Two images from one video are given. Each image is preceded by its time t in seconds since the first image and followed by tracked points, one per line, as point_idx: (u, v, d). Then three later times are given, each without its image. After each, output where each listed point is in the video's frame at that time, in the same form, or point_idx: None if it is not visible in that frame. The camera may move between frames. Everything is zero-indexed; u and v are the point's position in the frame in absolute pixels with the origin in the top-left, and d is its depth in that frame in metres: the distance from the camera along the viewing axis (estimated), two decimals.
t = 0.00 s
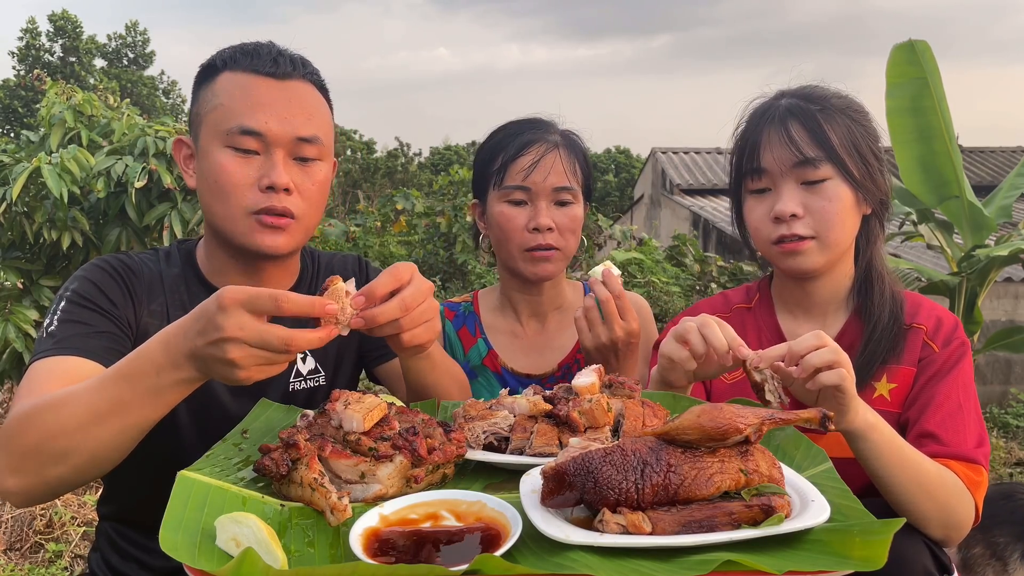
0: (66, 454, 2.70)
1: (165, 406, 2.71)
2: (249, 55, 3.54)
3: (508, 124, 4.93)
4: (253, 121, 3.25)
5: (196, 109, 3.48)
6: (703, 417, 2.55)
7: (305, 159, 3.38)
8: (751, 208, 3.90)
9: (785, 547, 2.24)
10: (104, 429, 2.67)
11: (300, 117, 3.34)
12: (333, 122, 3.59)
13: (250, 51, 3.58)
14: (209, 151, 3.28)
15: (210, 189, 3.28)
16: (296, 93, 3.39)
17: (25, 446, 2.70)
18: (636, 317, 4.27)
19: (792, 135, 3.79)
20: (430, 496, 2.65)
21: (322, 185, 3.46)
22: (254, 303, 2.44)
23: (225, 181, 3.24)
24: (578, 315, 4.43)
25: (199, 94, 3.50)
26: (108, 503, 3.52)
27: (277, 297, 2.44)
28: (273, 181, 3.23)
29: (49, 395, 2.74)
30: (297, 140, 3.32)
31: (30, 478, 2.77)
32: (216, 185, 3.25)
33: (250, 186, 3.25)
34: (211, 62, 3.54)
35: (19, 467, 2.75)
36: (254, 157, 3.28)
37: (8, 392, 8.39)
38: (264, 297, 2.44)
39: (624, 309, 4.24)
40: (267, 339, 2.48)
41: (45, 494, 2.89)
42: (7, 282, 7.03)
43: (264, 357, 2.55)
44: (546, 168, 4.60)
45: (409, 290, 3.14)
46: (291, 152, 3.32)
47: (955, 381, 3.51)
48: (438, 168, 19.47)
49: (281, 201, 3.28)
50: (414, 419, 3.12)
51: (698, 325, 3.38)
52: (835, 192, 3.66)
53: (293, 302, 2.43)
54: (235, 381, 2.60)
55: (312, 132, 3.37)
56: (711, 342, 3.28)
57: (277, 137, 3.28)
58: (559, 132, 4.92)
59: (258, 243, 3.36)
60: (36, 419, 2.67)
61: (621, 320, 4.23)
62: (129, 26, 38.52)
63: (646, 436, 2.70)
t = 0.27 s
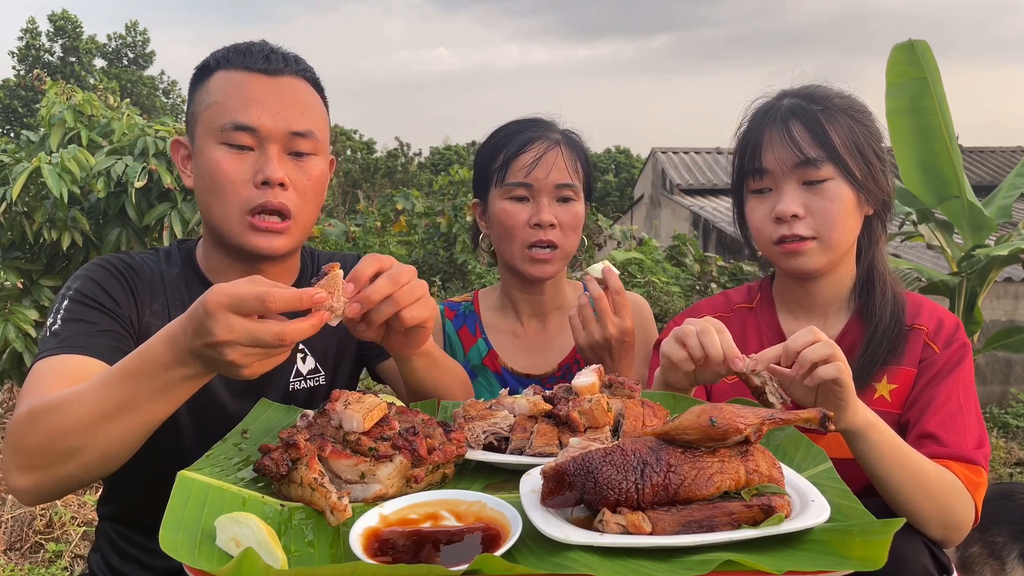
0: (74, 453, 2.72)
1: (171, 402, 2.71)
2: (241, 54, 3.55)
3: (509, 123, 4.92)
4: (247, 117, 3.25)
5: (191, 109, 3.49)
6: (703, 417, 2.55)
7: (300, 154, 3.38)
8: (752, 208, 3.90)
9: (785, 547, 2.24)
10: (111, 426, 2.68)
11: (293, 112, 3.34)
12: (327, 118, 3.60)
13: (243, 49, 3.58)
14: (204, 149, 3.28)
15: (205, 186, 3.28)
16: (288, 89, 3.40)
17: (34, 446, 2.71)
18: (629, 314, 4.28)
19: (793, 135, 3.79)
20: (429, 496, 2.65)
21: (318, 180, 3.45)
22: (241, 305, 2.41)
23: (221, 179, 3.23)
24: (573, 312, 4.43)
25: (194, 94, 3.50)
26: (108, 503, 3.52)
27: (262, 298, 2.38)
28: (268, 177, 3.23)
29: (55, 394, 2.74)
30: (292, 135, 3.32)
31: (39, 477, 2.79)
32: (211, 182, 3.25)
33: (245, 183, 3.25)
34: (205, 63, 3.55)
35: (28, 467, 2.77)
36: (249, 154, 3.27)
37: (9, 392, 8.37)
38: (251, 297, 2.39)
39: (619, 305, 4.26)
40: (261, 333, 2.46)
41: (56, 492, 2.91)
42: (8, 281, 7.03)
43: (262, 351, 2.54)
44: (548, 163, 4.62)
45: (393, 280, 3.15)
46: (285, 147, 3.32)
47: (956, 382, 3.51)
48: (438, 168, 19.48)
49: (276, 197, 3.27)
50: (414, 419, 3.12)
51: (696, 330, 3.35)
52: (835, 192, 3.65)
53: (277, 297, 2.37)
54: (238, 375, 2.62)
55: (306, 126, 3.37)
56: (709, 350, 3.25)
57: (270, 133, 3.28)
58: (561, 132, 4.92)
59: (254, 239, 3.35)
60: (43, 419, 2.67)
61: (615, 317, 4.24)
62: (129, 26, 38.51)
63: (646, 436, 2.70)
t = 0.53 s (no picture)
0: (77, 464, 2.74)
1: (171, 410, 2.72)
2: (243, 54, 3.57)
3: (513, 124, 4.93)
4: (248, 111, 3.26)
5: (194, 107, 3.50)
6: (703, 417, 2.55)
7: (301, 149, 3.37)
8: (753, 208, 3.91)
9: (785, 547, 2.24)
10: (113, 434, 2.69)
11: (295, 107, 3.35)
12: (329, 115, 3.60)
13: (245, 50, 3.60)
14: (205, 144, 3.27)
15: (206, 181, 3.27)
16: (290, 85, 3.41)
17: (36, 458, 2.73)
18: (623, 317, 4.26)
19: (791, 136, 3.79)
20: (430, 496, 2.65)
21: (319, 176, 3.44)
22: (248, 320, 2.39)
23: (221, 172, 3.22)
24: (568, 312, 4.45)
25: (197, 92, 3.52)
26: (108, 502, 3.52)
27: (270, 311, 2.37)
28: (269, 169, 3.22)
29: (55, 405, 2.74)
30: (293, 129, 3.32)
31: (45, 487, 2.81)
32: (212, 176, 3.24)
33: (247, 176, 3.24)
34: (208, 64, 3.57)
35: (31, 477, 2.79)
36: (250, 148, 3.27)
37: (9, 392, 8.36)
38: (257, 310, 2.35)
39: (612, 308, 4.25)
40: (271, 344, 2.49)
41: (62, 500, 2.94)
42: (8, 281, 7.03)
43: (272, 359, 2.57)
44: (552, 167, 4.61)
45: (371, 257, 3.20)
46: (286, 141, 3.32)
47: (957, 383, 3.51)
48: (438, 168, 19.49)
49: (276, 189, 3.26)
50: (414, 419, 3.12)
51: (690, 332, 3.38)
52: (835, 193, 3.65)
53: (287, 304, 2.32)
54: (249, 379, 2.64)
55: (306, 122, 3.37)
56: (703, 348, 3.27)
57: (271, 126, 3.28)
58: (564, 132, 4.92)
59: (253, 230, 3.31)
60: (44, 431, 2.68)
61: (608, 321, 4.22)
62: (129, 27, 38.51)
63: (646, 436, 2.70)
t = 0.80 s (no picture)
0: (79, 466, 2.74)
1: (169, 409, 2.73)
2: (244, 53, 3.59)
3: (514, 124, 4.92)
4: (249, 109, 3.26)
5: (195, 106, 3.51)
6: (703, 417, 2.55)
7: (301, 147, 3.38)
8: (753, 207, 3.93)
9: (785, 547, 2.24)
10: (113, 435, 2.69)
11: (295, 106, 3.35)
12: (329, 115, 3.62)
13: (247, 50, 3.62)
14: (205, 142, 3.27)
15: (206, 177, 3.27)
16: (290, 85, 3.42)
17: (37, 462, 2.73)
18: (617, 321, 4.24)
19: (790, 134, 3.79)
20: (430, 496, 2.65)
21: (319, 174, 3.44)
22: (228, 308, 2.39)
23: (221, 168, 3.22)
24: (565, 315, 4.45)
25: (198, 91, 3.52)
26: (108, 502, 3.51)
27: (247, 295, 2.37)
28: (268, 165, 3.22)
29: (54, 408, 2.74)
30: (293, 128, 3.33)
31: (48, 491, 2.81)
32: (212, 172, 3.24)
33: (246, 173, 3.24)
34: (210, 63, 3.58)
35: (33, 481, 2.80)
36: (250, 145, 3.27)
37: (9, 392, 8.36)
38: (234, 298, 2.38)
39: (605, 313, 4.22)
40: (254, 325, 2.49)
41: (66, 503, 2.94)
42: (8, 282, 7.03)
43: (262, 341, 2.58)
44: (553, 162, 4.62)
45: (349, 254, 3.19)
46: (286, 139, 3.32)
47: (957, 384, 3.51)
48: (439, 168, 19.50)
49: (276, 185, 3.25)
50: (414, 419, 3.11)
51: (683, 336, 3.37)
52: (833, 192, 3.64)
53: (263, 289, 2.37)
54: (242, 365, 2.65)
55: (306, 119, 3.38)
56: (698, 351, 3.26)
57: (272, 124, 3.29)
58: (567, 133, 4.92)
59: (253, 226, 3.30)
60: (44, 434, 2.69)
61: (602, 325, 4.21)
62: (129, 27, 38.50)
63: (646, 436, 2.70)
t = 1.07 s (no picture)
0: (79, 466, 2.73)
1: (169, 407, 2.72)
2: (248, 54, 3.59)
3: (514, 124, 4.93)
4: (253, 109, 3.26)
5: (198, 105, 3.50)
6: (703, 417, 2.55)
7: (304, 148, 3.38)
8: (756, 208, 3.94)
9: (785, 547, 2.24)
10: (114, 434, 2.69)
11: (298, 107, 3.36)
12: (332, 118, 3.62)
13: (251, 50, 3.62)
14: (208, 141, 3.27)
15: (208, 177, 3.26)
16: (294, 86, 3.43)
17: (38, 461, 2.73)
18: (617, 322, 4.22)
19: (790, 136, 3.80)
20: (430, 496, 2.65)
21: (321, 175, 3.44)
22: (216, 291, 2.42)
23: (223, 167, 3.21)
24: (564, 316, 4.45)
25: (201, 91, 3.52)
26: (109, 502, 3.51)
27: (234, 277, 2.42)
28: (272, 166, 3.22)
29: (55, 407, 2.75)
30: (296, 128, 3.33)
31: (48, 491, 2.80)
32: (215, 171, 3.23)
33: (249, 173, 3.24)
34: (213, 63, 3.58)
35: (34, 482, 2.79)
36: (253, 145, 3.27)
37: (9, 392, 8.36)
38: (223, 279, 2.42)
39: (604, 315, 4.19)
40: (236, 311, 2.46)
41: (66, 504, 2.92)
42: (7, 282, 7.03)
43: (246, 330, 2.53)
44: (554, 162, 4.63)
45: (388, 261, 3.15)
46: (289, 139, 3.32)
47: (958, 384, 3.51)
48: (439, 168, 19.50)
49: (279, 186, 3.26)
50: (413, 419, 3.11)
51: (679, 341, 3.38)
52: (834, 192, 3.64)
53: (250, 273, 2.41)
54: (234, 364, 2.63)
55: (310, 121, 3.39)
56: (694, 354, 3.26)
57: (276, 125, 3.28)
58: (566, 132, 4.92)
59: (256, 225, 3.30)
60: (45, 433, 2.69)
61: (601, 327, 4.20)
62: (129, 27, 38.51)
63: (646, 436, 2.70)
